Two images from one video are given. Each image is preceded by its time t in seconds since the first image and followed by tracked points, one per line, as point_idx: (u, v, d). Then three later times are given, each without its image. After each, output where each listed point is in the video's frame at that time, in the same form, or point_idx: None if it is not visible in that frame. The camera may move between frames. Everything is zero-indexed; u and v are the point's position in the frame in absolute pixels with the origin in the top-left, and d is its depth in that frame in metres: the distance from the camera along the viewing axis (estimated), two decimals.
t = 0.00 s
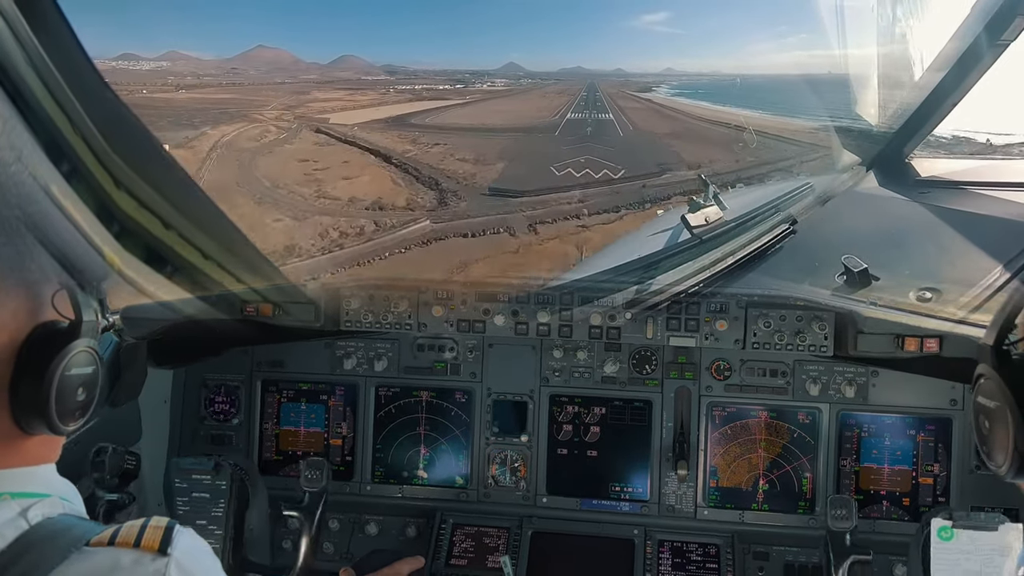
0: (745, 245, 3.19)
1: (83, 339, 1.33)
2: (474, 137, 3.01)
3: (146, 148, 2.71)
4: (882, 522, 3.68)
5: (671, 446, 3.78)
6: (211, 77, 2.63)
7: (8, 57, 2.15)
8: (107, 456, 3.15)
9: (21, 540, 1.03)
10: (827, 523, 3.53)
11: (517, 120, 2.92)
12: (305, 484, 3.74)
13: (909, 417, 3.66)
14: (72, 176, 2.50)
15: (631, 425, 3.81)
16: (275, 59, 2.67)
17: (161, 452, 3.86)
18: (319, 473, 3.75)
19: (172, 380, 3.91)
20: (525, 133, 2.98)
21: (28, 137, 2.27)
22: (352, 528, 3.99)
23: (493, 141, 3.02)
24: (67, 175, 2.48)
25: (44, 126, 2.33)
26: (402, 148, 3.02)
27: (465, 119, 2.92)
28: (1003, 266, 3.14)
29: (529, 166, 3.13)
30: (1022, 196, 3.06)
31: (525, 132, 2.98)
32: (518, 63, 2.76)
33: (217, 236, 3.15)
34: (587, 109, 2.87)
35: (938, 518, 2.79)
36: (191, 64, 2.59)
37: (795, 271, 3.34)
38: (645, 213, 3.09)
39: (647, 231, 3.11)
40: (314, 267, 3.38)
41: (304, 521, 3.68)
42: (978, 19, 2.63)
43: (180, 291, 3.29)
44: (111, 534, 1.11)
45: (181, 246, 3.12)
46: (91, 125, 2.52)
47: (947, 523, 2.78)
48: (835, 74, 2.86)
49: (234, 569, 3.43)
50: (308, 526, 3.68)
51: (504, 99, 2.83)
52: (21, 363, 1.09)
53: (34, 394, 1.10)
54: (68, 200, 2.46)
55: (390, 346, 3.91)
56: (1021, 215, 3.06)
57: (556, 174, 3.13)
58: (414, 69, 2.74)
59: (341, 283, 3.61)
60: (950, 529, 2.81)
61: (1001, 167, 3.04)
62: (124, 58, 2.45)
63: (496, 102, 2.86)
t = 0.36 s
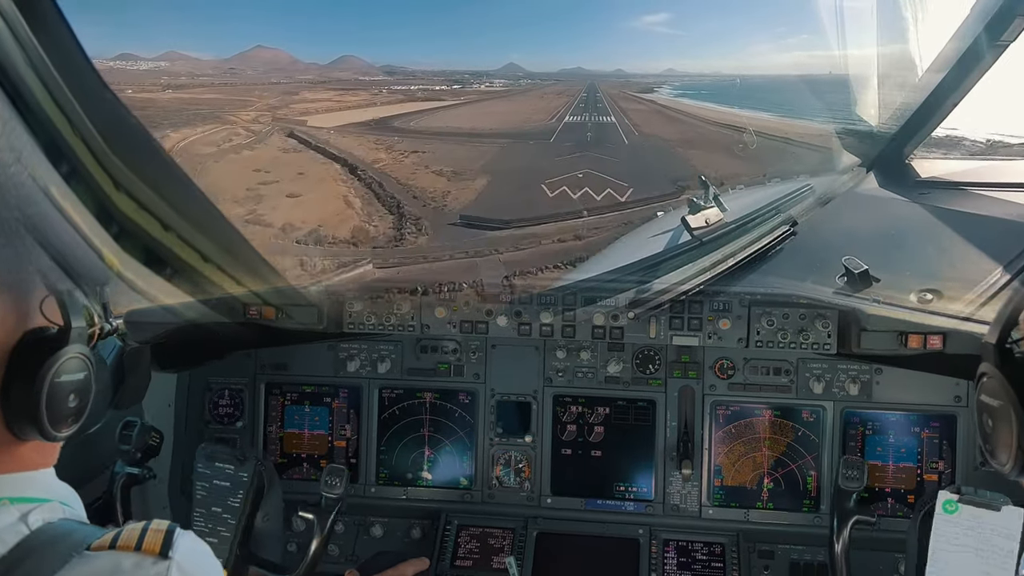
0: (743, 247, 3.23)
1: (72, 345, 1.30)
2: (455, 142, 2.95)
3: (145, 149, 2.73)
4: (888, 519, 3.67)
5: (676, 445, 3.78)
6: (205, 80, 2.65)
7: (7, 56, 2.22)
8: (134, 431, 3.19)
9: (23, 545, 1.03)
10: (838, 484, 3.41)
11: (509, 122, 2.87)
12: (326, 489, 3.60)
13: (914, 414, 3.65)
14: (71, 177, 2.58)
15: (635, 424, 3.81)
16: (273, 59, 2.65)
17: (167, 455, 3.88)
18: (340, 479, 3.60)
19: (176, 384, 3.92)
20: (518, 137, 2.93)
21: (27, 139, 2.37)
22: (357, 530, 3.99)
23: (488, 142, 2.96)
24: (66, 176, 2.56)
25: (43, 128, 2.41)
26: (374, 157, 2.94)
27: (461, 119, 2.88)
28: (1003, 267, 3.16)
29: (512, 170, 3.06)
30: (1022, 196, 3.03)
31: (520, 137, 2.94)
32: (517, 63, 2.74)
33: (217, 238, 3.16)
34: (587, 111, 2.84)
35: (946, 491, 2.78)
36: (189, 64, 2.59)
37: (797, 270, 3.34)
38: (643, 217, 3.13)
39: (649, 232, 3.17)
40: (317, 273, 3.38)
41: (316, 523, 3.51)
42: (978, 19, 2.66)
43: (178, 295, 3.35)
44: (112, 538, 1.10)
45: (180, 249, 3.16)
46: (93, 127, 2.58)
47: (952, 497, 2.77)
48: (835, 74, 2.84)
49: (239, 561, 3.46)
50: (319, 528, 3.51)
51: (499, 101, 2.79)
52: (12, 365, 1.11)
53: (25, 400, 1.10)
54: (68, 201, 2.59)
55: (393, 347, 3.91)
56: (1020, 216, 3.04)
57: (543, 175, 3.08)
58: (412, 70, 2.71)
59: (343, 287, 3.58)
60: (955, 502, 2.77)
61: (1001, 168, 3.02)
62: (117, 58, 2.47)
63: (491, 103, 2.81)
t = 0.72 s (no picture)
0: (743, 251, 3.21)
1: (64, 346, 1.30)
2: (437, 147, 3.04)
3: (145, 148, 2.75)
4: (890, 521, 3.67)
5: (677, 447, 3.78)
6: (212, 82, 2.65)
7: (8, 50, 2.19)
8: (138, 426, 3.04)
9: (23, 547, 1.03)
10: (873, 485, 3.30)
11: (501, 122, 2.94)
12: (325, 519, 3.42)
13: (916, 417, 3.65)
14: (70, 173, 2.53)
15: (637, 427, 3.80)
16: (272, 59, 2.67)
17: (167, 458, 3.88)
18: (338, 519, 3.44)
19: (177, 387, 3.93)
20: (509, 142, 3.02)
21: (27, 133, 2.31)
22: (358, 533, 3.98)
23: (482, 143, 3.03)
24: (66, 171, 2.50)
25: (43, 123, 2.36)
26: (349, 164, 3.02)
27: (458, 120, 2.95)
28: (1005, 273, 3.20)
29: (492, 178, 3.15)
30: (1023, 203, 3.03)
31: (516, 142, 3.01)
32: (517, 63, 2.79)
33: (217, 237, 3.16)
34: (587, 112, 2.90)
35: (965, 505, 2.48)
36: (187, 64, 2.60)
37: (795, 272, 3.35)
38: (642, 221, 3.18)
39: (648, 235, 3.21)
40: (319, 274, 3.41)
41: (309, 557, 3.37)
42: (979, 24, 2.66)
43: (179, 293, 3.32)
44: (113, 540, 1.10)
45: (178, 246, 3.12)
46: (93, 126, 2.58)
47: (972, 511, 2.46)
48: (835, 74, 2.85)
49: None
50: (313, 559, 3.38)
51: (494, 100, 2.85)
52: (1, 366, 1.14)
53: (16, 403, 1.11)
54: (66, 197, 2.52)
55: (394, 350, 3.91)
56: (1020, 223, 3.05)
57: (528, 182, 3.16)
58: (411, 70, 2.76)
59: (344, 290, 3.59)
60: (973, 517, 2.45)
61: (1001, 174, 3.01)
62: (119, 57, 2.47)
63: (485, 104, 2.88)
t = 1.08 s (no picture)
0: (741, 253, 3.18)
1: (71, 347, 1.29)
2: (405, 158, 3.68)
3: (145, 148, 2.77)
4: (886, 524, 3.67)
5: (674, 450, 3.78)
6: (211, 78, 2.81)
7: (6, 45, 2.14)
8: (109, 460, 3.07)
9: (23, 547, 1.03)
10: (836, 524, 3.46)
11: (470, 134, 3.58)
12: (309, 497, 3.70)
13: (913, 420, 3.65)
14: (70, 169, 2.45)
15: (634, 429, 3.80)
16: (270, 59, 2.90)
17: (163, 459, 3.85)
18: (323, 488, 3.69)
19: (175, 386, 3.92)
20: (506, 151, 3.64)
21: (26, 128, 2.25)
22: (355, 534, 3.98)
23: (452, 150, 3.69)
24: (66, 168, 2.43)
25: (43, 119, 2.30)
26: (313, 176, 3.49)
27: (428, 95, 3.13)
28: (1008, 274, 3.13)
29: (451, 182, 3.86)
30: None
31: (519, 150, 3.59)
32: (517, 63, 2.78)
33: (214, 232, 3.16)
34: (587, 112, 3.27)
35: (948, 525, 2.84)
36: (184, 63, 2.76)
37: (794, 274, 3.31)
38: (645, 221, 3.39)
39: (648, 236, 3.35)
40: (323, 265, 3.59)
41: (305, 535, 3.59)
42: (977, 29, 2.63)
43: (180, 294, 3.27)
44: (113, 540, 1.10)
45: (176, 243, 3.05)
46: (91, 121, 2.54)
47: (956, 530, 2.83)
48: (834, 74, 3.03)
49: None
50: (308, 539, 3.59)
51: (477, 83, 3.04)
52: (10, 368, 1.10)
53: (26, 402, 1.09)
54: (66, 193, 2.42)
55: (392, 351, 3.91)
56: (1019, 227, 3.06)
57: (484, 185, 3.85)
58: (407, 70, 2.96)
59: (343, 288, 3.69)
60: (959, 536, 2.83)
61: (1000, 178, 3.04)
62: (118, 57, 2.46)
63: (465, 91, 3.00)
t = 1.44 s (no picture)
0: (740, 255, 3.23)
1: (64, 340, 1.27)
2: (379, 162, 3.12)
3: (147, 146, 2.74)
4: (885, 523, 3.67)
5: (673, 448, 3.78)
6: (205, 81, 2.64)
7: (7, 43, 2.18)
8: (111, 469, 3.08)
9: (21, 541, 1.03)
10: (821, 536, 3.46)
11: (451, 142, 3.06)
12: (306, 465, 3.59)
13: (912, 419, 3.66)
14: (70, 166, 2.49)
15: (633, 427, 3.80)
16: (269, 59, 2.64)
17: (162, 455, 3.85)
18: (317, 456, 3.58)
19: (174, 382, 3.92)
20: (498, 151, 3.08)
21: (26, 125, 2.29)
22: (354, 531, 3.99)
23: (433, 160, 3.14)
24: (66, 165, 2.47)
25: (43, 116, 2.34)
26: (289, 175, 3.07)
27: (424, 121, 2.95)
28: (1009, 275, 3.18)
29: (437, 197, 3.32)
30: None
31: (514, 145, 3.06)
32: (516, 64, 2.74)
33: (214, 230, 3.17)
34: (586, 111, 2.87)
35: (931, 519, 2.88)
36: (184, 64, 2.57)
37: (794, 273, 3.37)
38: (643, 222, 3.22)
39: (648, 235, 3.24)
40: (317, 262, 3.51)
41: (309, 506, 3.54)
42: (978, 29, 2.64)
43: (180, 291, 3.28)
44: (110, 535, 1.10)
45: (176, 240, 3.10)
46: (89, 116, 2.54)
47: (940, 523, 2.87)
48: (836, 75, 2.81)
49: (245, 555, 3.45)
50: (313, 512, 3.54)
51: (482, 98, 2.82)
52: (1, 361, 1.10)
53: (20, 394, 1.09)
54: (66, 190, 2.48)
55: (391, 348, 3.91)
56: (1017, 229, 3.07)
57: (469, 196, 3.31)
58: (409, 71, 2.70)
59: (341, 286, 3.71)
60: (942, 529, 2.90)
61: (998, 182, 3.04)
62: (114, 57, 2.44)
63: (474, 106, 2.86)
